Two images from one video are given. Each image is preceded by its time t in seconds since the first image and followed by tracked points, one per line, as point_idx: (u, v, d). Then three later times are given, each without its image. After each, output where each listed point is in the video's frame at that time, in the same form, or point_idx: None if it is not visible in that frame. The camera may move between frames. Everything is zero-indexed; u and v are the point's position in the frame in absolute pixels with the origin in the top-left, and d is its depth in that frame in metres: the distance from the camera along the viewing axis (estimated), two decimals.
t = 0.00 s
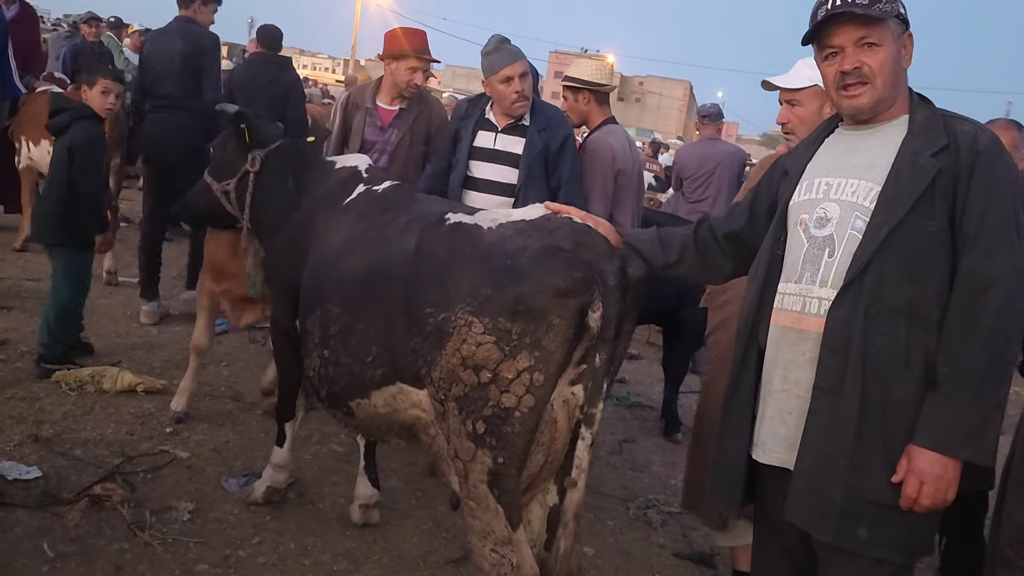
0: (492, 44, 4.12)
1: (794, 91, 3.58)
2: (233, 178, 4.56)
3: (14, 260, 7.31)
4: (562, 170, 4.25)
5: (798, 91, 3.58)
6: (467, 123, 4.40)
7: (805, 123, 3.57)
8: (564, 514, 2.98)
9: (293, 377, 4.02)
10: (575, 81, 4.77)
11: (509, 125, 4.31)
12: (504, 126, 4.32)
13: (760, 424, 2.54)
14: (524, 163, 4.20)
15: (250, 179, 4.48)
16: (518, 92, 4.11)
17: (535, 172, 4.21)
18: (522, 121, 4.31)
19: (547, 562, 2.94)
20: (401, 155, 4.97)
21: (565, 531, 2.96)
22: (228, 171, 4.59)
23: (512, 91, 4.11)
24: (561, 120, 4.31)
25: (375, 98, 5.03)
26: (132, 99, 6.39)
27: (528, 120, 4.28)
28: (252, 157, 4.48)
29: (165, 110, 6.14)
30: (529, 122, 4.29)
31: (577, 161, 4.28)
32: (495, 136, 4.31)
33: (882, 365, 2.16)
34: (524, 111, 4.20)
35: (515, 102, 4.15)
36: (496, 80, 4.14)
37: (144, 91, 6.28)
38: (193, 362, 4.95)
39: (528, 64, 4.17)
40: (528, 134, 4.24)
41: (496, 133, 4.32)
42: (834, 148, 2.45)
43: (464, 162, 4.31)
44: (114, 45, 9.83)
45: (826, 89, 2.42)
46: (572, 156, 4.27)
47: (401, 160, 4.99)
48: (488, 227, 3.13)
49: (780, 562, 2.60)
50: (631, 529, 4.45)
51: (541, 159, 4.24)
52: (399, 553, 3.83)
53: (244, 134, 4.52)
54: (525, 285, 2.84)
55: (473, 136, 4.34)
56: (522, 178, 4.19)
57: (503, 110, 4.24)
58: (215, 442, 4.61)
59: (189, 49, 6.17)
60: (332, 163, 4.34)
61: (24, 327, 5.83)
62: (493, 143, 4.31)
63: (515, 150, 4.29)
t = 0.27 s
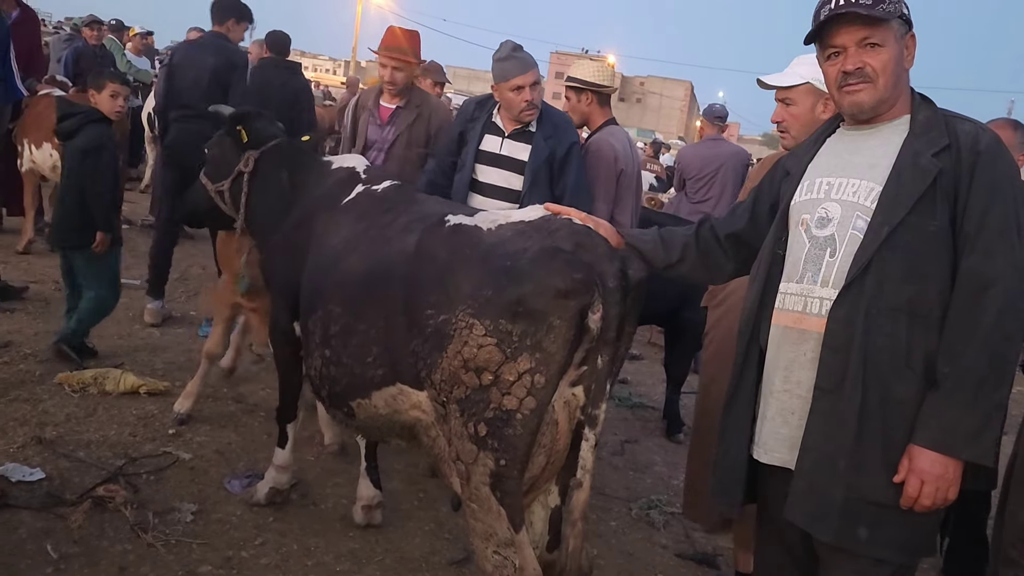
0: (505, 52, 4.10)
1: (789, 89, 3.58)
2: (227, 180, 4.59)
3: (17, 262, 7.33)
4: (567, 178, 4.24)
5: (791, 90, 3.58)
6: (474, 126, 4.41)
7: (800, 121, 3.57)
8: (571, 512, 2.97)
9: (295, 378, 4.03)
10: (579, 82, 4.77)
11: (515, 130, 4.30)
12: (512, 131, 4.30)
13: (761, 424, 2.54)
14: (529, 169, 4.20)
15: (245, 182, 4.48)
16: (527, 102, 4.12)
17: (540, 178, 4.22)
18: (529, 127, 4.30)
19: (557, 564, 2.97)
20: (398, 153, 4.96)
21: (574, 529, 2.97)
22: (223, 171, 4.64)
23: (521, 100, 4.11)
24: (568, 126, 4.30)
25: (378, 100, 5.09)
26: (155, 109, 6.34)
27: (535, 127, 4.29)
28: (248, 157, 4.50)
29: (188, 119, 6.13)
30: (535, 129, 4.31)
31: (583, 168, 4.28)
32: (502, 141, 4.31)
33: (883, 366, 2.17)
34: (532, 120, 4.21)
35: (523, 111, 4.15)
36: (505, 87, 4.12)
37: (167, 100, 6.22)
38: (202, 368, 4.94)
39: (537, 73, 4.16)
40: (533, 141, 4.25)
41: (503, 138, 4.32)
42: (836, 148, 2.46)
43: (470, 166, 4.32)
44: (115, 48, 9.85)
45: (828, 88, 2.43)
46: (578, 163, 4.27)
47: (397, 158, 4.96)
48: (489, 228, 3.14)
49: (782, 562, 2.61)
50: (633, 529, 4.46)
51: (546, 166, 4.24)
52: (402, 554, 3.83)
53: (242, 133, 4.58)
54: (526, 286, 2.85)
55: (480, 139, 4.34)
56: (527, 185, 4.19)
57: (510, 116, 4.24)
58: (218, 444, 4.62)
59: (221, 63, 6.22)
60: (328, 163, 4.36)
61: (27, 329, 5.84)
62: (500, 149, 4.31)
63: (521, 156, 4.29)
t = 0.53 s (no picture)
0: (508, 53, 4.11)
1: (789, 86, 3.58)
2: (222, 191, 4.59)
3: (20, 264, 7.35)
4: (569, 181, 4.25)
5: (789, 87, 3.58)
6: (479, 126, 4.42)
7: (799, 118, 3.58)
8: (574, 509, 2.96)
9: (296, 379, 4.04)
10: (585, 81, 4.76)
11: (518, 132, 4.30)
12: (514, 133, 4.31)
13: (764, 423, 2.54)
14: (533, 171, 4.20)
15: (236, 192, 4.52)
16: (530, 104, 4.11)
17: (543, 180, 4.23)
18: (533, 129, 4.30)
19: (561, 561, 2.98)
20: (382, 145, 5.02)
21: (576, 526, 2.94)
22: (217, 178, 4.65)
23: (526, 102, 4.11)
24: (572, 129, 4.32)
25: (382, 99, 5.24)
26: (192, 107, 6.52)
27: (538, 130, 4.28)
28: (239, 165, 4.54)
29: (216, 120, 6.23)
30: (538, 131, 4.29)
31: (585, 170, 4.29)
32: (505, 142, 4.32)
33: (884, 365, 2.17)
34: (535, 123, 4.21)
35: (526, 113, 4.15)
36: (509, 90, 4.13)
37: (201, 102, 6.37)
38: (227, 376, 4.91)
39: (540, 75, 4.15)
40: (536, 142, 4.25)
41: (506, 140, 4.33)
42: (839, 149, 2.46)
43: (473, 167, 4.32)
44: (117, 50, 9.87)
45: (829, 90, 2.43)
46: (581, 165, 4.28)
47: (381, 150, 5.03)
48: (488, 228, 3.14)
49: (785, 560, 2.61)
50: (636, 529, 4.46)
51: (548, 168, 4.25)
52: (405, 553, 3.84)
53: (238, 140, 4.57)
54: (526, 286, 2.86)
55: (482, 142, 4.35)
56: (529, 185, 4.19)
57: (513, 118, 4.24)
58: (221, 444, 4.63)
59: (248, 69, 6.21)
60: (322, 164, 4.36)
61: (31, 330, 5.86)
62: (503, 151, 4.32)
63: (524, 158, 4.30)
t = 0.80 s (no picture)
0: (510, 55, 4.11)
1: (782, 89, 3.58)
2: (221, 195, 4.59)
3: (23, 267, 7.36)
4: (571, 181, 4.26)
5: (783, 90, 3.58)
6: (480, 129, 4.43)
7: (793, 121, 3.58)
8: (570, 507, 3.01)
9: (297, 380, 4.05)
10: (588, 81, 4.78)
11: (520, 133, 4.30)
12: (516, 134, 4.31)
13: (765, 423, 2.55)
14: (534, 171, 4.20)
15: (235, 195, 4.53)
16: (531, 105, 4.11)
17: (545, 180, 4.23)
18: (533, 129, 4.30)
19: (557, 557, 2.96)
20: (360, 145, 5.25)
21: (572, 523, 3.00)
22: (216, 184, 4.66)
23: (526, 103, 4.11)
24: (573, 129, 4.32)
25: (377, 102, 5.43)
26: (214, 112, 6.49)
27: (539, 130, 4.28)
28: (237, 168, 4.55)
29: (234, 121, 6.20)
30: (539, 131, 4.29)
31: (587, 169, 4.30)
32: (507, 144, 4.32)
33: (885, 364, 2.17)
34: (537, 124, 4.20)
35: (528, 114, 4.14)
36: (510, 91, 4.13)
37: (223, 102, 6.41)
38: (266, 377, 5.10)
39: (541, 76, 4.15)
40: (537, 143, 4.25)
41: (507, 141, 4.33)
42: (840, 149, 2.46)
43: (476, 169, 4.34)
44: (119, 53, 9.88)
45: (830, 91, 2.43)
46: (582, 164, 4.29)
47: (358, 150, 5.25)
48: (488, 228, 3.14)
49: (787, 560, 2.61)
50: (639, 529, 4.46)
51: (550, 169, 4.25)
52: (407, 554, 3.84)
53: (234, 144, 4.58)
54: (527, 284, 2.86)
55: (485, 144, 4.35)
56: (531, 185, 4.20)
57: (514, 118, 4.23)
58: (224, 446, 4.63)
59: (268, 72, 6.12)
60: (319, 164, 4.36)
61: (34, 333, 5.87)
62: (504, 152, 4.32)
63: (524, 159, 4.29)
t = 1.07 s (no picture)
0: (511, 58, 4.10)
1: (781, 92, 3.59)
2: (222, 196, 4.61)
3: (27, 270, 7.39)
4: (572, 183, 4.27)
5: (782, 93, 3.59)
6: (481, 133, 4.45)
7: (792, 124, 3.58)
8: (568, 508, 3.01)
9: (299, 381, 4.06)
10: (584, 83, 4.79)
11: (520, 136, 4.32)
12: (517, 137, 4.33)
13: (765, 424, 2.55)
14: (536, 173, 4.21)
15: (236, 195, 4.54)
16: (532, 109, 4.12)
17: (547, 181, 4.23)
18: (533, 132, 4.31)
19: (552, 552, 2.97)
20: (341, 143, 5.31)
21: (569, 525, 2.99)
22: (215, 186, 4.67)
23: (527, 107, 4.12)
24: (574, 131, 4.32)
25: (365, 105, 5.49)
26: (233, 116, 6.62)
27: (540, 132, 4.29)
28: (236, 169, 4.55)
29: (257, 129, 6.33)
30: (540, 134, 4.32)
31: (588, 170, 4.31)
32: (507, 147, 4.33)
33: (885, 365, 2.18)
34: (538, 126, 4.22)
35: (529, 118, 4.16)
36: (511, 95, 4.13)
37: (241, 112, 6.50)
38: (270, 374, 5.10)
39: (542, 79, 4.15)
40: (539, 146, 4.25)
41: (508, 144, 4.34)
42: (840, 152, 2.47)
43: (478, 172, 4.36)
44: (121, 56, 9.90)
45: (830, 91, 2.44)
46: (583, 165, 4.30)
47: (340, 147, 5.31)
48: (488, 229, 3.15)
49: (789, 561, 2.62)
50: (641, 530, 4.47)
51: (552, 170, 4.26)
52: (410, 555, 3.86)
53: (235, 145, 4.59)
54: (530, 286, 2.87)
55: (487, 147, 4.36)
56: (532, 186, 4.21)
57: (515, 121, 4.25)
58: (227, 448, 4.64)
59: (284, 78, 6.31)
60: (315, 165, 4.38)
61: (37, 336, 5.89)
62: (505, 154, 4.33)
63: (525, 161, 4.30)
